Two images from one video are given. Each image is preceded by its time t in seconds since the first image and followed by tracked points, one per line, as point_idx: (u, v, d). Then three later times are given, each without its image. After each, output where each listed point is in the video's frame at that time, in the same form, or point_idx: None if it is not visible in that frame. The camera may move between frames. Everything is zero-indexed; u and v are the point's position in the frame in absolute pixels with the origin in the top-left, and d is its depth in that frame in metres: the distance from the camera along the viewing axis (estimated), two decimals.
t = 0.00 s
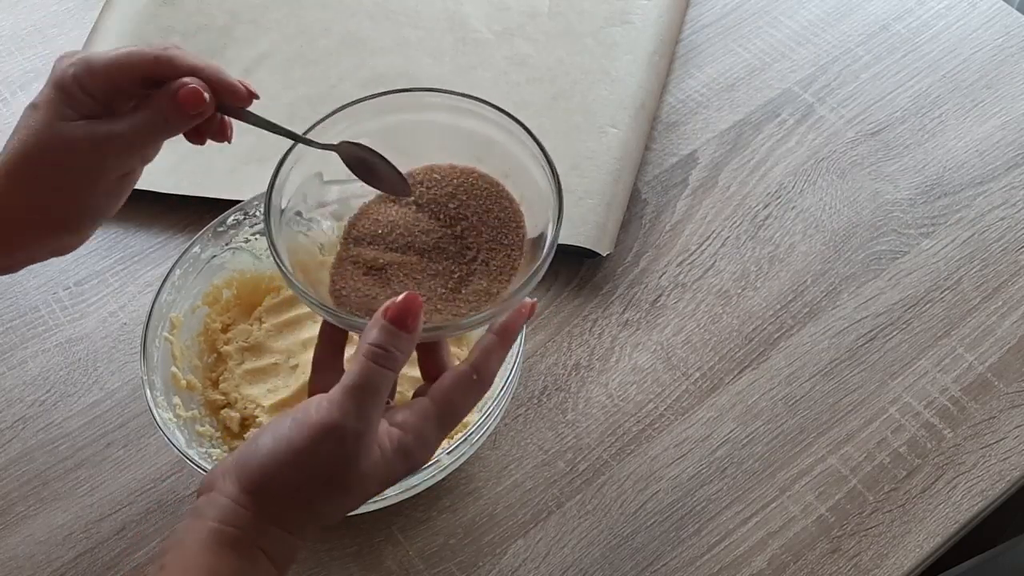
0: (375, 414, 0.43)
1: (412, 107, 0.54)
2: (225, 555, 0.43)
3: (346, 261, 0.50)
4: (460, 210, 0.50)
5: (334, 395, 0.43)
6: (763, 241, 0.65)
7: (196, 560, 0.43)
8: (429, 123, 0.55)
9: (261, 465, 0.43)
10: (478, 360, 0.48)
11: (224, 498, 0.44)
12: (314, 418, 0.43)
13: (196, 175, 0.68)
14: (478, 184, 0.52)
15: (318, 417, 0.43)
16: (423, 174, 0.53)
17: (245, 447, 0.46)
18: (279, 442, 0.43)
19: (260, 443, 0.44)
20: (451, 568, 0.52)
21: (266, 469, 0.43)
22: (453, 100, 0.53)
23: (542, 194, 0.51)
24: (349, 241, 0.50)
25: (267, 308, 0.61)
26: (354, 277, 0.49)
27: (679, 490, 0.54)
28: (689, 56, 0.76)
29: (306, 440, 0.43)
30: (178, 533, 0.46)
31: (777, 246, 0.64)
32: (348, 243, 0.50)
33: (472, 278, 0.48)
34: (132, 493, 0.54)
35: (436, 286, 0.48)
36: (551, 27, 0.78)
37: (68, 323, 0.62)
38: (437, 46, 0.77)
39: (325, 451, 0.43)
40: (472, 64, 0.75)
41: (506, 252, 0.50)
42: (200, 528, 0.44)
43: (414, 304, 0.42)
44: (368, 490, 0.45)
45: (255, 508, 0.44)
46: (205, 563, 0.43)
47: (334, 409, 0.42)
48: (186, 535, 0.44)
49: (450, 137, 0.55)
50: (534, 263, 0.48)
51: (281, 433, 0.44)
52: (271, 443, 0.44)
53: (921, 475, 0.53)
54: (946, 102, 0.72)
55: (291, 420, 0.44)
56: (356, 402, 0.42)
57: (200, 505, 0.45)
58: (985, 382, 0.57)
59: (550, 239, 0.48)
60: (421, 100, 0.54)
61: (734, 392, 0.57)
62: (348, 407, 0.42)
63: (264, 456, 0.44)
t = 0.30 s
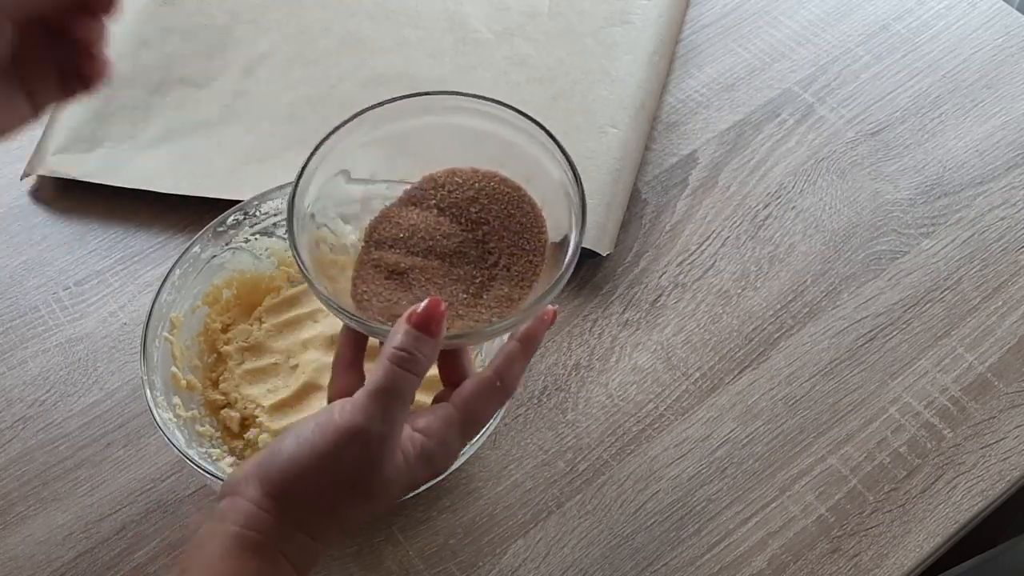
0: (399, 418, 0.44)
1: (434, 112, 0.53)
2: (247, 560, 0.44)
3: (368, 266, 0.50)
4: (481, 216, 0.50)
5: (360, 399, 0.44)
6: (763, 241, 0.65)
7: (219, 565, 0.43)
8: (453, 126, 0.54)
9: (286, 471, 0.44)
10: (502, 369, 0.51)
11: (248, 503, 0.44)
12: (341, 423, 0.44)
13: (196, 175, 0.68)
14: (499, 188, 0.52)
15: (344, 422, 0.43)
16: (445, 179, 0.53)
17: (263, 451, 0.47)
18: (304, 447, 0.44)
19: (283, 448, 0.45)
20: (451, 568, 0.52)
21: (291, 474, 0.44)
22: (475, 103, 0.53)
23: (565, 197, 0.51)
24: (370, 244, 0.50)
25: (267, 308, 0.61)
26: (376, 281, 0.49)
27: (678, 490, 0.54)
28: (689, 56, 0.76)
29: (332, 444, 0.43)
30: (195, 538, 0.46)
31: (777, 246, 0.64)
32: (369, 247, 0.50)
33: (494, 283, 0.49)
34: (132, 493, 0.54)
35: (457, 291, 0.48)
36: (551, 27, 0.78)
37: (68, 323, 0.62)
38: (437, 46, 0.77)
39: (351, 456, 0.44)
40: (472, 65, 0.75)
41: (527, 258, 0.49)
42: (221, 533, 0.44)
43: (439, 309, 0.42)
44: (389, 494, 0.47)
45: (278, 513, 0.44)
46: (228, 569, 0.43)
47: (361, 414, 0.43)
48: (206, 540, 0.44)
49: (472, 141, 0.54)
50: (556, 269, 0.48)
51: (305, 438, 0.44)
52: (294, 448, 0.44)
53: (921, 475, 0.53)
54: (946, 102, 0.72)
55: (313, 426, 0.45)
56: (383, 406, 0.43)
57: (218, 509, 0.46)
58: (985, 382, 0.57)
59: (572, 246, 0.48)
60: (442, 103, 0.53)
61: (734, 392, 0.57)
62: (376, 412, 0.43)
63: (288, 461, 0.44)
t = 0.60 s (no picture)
0: (466, 438, 0.43)
1: (492, 135, 0.52)
2: None
3: (425, 291, 0.49)
4: (539, 242, 0.50)
5: (425, 418, 0.42)
6: (763, 241, 0.65)
7: None
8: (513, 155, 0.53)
9: (347, 486, 0.43)
10: (562, 393, 0.50)
11: (309, 517, 0.43)
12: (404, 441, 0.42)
13: (196, 175, 0.68)
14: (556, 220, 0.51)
15: (408, 440, 0.42)
16: (501, 205, 0.52)
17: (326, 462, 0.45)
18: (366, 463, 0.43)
19: (344, 463, 0.43)
20: (451, 568, 0.52)
21: (352, 490, 0.43)
22: (538, 133, 0.51)
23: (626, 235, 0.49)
24: (427, 266, 0.50)
25: (267, 308, 0.61)
26: (431, 302, 0.48)
27: (678, 490, 0.54)
28: (689, 56, 0.76)
29: (395, 463, 0.42)
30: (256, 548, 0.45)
31: (777, 247, 0.64)
32: (426, 268, 0.50)
33: (549, 312, 0.48)
34: (132, 493, 0.54)
35: (513, 318, 0.48)
36: (551, 27, 0.78)
37: (68, 324, 0.62)
38: (437, 46, 0.77)
39: (415, 474, 0.42)
40: (472, 65, 0.75)
41: (583, 287, 0.49)
42: (280, 546, 0.43)
43: (502, 331, 0.42)
44: (451, 513, 0.46)
45: (338, 528, 0.43)
46: None
47: (425, 432, 0.42)
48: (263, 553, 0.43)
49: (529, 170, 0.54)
50: (614, 300, 0.47)
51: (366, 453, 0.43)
52: (355, 464, 0.43)
53: (921, 475, 0.53)
54: (946, 102, 0.72)
55: (375, 441, 0.43)
56: (451, 427, 0.42)
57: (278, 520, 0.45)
58: (985, 382, 0.57)
59: (633, 275, 0.46)
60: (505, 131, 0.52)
61: (734, 392, 0.57)
62: (442, 431, 0.42)
63: (349, 477, 0.43)
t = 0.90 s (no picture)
0: (491, 444, 0.42)
1: (531, 142, 0.53)
2: None
3: (456, 297, 0.51)
4: (573, 252, 0.51)
5: (451, 423, 0.42)
6: (764, 241, 0.64)
7: None
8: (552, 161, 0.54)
9: (370, 488, 0.43)
10: (587, 404, 0.49)
11: (330, 519, 0.44)
12: (428, 445, 0.42)
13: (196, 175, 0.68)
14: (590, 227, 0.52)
15: (431, 445, 0.42)
16: (537, 213, 0.53)
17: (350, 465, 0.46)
18: (388, 466, 0.43)
19: (367, 466, 0.43)
20: (452, 568, 0.52)
21: (374, 492, 0.43)
22: (573, 141, 0.53)
23: (660, 246, 0.50)
24: (460, 274, 0.52)
25: (267, 308, 0.61)
26: (461, 309, 0.50)
27: (679, 491, 0.54)
28: (689, 56, 0.76)
29: (419, 466, 0.42)
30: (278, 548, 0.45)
31: (777, 246, 0.64)
32: (460, 275, 0.52)
33: (580, 322, 0.49)
34: (131, 493, 0.54)
35: (542, 327, 0.49)
36: (552, 26, 0.78)
37: (67, 323, 0.61)
38: (437, 46, 0.77)
39: (437, 480, 0.42)
40: (472, 65, 0.75)
41: (616, 298, 0.49)
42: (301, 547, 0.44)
43: (530, 339, 0.42)
44: (474, 519, 0.45)
45: (359, 530, 0.43)
46: None
47: (450, 436, 0.41)
48: (284, 553, 0.44)
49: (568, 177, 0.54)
50: (643, 314, 0.48)
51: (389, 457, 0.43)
52: (378, 466, 0.43)
53: (922, 476, 0.53)
54: (947, 102, 0.71)
55: (399, 444, 0.43)
56: (475, 435, 0.42)
57: (300, 520, 0.45)
58: (986, 383, 0.57)
59: (666, 286, 0.47)
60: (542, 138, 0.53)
61: (734, 393, 0.57)
62: (466, 437, 0.41)
63: (371, 481, 0.43)
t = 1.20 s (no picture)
0: (494, 450, 0.42)
1: (536, 142, 0.53)
2: None
3: (466, 297, 0.51)
4: (582, 254, 0.51)
5: (455, 428, 0.42)
6: (764, 241, 0.64)
7: None
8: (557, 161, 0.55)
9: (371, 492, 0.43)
10: (592, 408, 0.50)
11: (330, 521, 0.43)
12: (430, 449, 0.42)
13: (196, 174, 0.68)
14: (601, 227, 0.53)
15: (434, 450, 0.42)
16: (547, 213, 0.54)
17: (351, 467, 0.45)
18: (391, 470, 0.43)
19: (368, 468, 0.43)
20: (451, 569, 0.52)
21: (375, 496, 0.43)
22: (579, 139, 0.53)
23: (669, 246, 0.50)
24: (469, 274, 0.52)
25: (266, 308, 0.61)
26: (469, 309, 0.50)
27: (679, 491, 0.54)
28: (689, 56, 0.76)
29: (421, 470, 0.42)
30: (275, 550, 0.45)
31: (777, 246, 0.64)
32: (468, 275, 0.52)
33: (588, 325, 0.49)
34: (132, 493, 0.54)
35: (550, 329, 0.49)
36: (551, 26, 0.78)
37: (67, 323, 0.61)
38: (437, 46, 0.77)
39: (438, 486, 0.42)
40: (472, 64, 0.75)
41: (624, 301, 0.50)
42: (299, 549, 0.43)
43: (536, 345, 0.42)
44: (475, 523, 0.45)
45: (359, 534, 0.43)
46: None
47: (452, 441, 0.42)
48: (282, 555, 0.44)
49: (575, 177, 0.55)
50: (651, 318, 0.47)
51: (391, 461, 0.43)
52: (379, 470, 0.43)
53: (922, 476, 0.53)
54: (947, 102, 0.71)
55: (401, 448, 0.43)
56: (478, 441, 0.42)
57: (300, 522, 0.45)
58: (986, 383, 0.57)
59: (675, 289, 0.47)
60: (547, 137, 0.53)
61: (734, 393, 0.57)
62: (469, 443, 0.41)
63: (372, 483, 0.43)
